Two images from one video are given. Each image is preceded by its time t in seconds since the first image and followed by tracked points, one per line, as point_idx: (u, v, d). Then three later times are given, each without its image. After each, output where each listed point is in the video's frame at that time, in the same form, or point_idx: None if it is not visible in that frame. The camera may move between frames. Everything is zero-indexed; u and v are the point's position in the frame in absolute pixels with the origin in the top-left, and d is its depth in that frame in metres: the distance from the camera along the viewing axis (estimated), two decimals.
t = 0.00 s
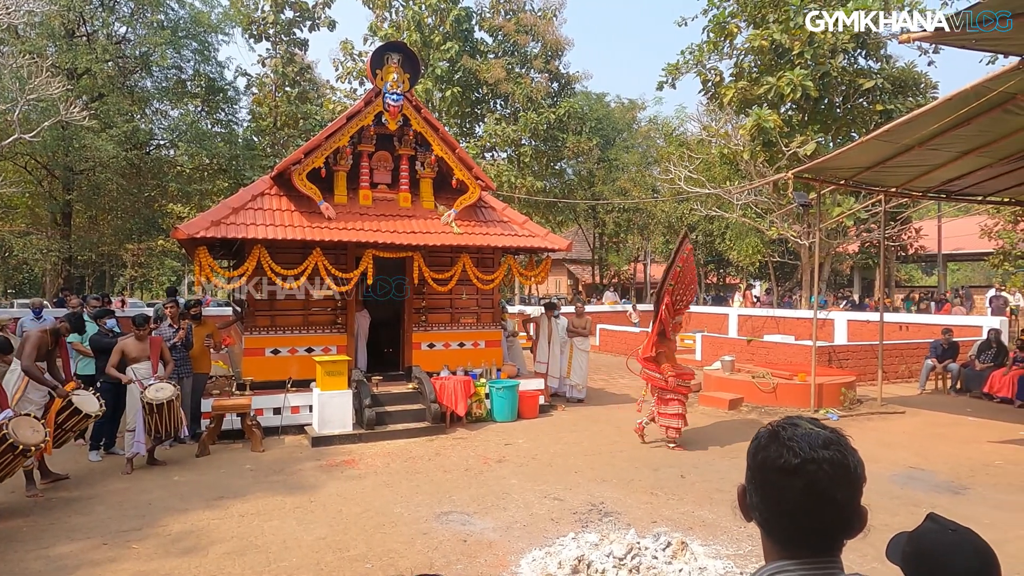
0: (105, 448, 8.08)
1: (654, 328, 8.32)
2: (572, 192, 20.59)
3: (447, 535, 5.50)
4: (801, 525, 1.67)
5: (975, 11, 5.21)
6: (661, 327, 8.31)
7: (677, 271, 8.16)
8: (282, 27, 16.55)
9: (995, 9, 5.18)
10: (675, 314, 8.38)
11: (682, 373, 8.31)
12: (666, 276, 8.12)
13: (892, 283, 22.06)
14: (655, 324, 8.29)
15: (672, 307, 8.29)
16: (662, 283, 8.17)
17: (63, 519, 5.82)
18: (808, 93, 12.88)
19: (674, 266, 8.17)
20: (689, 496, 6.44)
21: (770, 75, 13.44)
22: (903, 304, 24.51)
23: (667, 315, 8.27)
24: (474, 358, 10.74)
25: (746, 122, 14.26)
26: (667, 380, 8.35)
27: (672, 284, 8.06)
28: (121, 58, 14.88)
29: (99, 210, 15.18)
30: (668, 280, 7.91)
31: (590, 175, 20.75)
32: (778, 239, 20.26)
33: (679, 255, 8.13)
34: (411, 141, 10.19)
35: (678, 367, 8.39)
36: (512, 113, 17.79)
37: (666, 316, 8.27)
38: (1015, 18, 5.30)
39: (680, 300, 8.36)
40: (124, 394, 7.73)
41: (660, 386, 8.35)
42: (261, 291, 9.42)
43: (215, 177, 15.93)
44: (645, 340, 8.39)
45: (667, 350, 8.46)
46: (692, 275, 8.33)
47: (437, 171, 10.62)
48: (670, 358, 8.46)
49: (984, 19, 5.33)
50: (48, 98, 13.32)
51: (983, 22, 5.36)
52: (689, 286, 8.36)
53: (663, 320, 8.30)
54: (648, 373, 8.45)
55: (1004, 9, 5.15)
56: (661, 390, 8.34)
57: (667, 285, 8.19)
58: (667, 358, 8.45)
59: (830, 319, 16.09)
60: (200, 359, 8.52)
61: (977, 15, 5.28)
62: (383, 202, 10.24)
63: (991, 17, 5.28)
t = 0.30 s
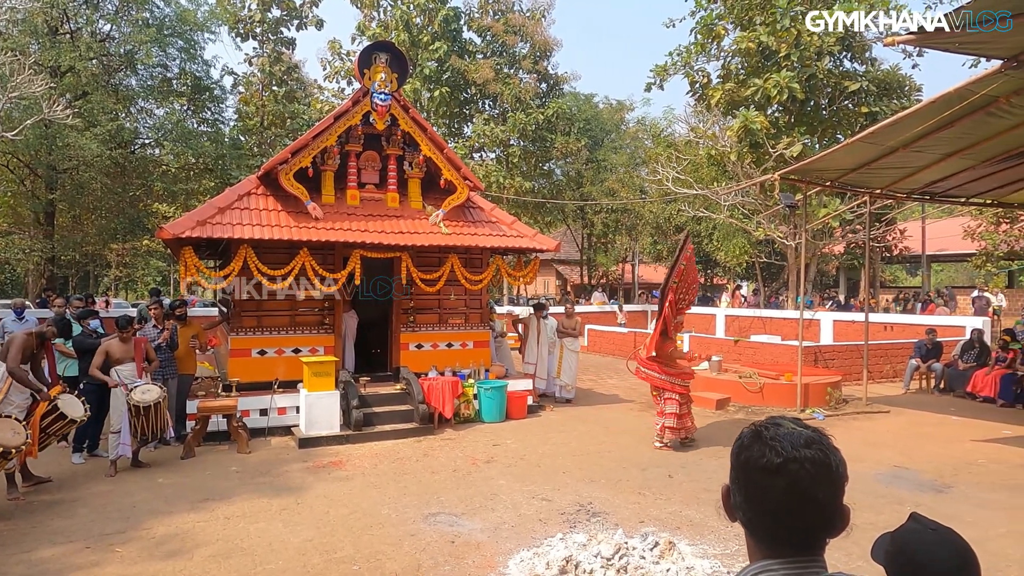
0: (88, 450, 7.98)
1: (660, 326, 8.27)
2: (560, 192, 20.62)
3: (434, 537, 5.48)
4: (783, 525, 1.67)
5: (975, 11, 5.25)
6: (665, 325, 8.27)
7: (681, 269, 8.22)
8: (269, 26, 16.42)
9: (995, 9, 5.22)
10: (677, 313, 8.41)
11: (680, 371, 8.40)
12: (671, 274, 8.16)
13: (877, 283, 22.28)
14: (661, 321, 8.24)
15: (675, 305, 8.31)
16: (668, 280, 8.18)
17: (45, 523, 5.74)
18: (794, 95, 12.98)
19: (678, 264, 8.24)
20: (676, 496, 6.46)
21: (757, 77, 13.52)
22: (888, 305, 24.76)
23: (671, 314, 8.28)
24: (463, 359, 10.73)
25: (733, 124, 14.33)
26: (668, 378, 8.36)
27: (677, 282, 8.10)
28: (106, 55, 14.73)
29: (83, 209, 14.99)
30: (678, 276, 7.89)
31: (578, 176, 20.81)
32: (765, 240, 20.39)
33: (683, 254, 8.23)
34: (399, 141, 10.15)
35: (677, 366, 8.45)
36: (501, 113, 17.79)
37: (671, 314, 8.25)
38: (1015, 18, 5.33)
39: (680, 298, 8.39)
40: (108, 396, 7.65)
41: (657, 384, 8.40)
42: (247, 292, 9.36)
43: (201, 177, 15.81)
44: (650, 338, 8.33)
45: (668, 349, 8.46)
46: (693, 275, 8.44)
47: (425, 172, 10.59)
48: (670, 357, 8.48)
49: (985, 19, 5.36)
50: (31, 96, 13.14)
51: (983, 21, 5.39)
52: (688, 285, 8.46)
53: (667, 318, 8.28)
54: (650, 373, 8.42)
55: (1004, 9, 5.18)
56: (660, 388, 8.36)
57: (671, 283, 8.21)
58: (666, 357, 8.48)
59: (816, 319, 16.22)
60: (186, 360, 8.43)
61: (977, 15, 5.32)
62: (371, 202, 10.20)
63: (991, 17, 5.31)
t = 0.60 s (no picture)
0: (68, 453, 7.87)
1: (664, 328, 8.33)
2: (546, 193, 20.63)
3: (419, 538, 5.46)
4: (765, 523, 1.69)
5: (974, 12, 5.25)
6: (670, 328, 8.33)
7: (683, 273, 8.40)
8: (253, 25, 16.26)
9: (995, 10, 5.24)
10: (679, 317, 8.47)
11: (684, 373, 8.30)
12: (674, 279, 8.27)
13: (859, 284, 22.53)
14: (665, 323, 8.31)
15: (678, 309, 8.38)
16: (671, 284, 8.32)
17: (23, 528, 5.65)
18: (778, 97, 13.10)
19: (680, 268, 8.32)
20: (661, 496, 6.49)
21: (741, 79, 13.62)
22: (869, 305, 25.06)
23: (676, 317, 8.36)
24: (448, 360, 10.71)
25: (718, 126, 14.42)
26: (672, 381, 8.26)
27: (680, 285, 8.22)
28: (86, 53, 14.58)
29: (63, 209, 14.75)
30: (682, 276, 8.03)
31: (564, 177, 20.87)
32: (749, 241, 20.56)
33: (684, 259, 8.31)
34: (384, 141, 10.11)
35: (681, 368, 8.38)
36: (487, 114, 17.79)
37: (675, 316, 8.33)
38: (1015, 18, 5.35)
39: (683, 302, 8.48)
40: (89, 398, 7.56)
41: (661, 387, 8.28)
42: (231, 292, 9.28)
43: (184, 177, 15.66)
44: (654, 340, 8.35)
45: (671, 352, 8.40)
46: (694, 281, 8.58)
47: (411, 172, 10.55)
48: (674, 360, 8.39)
49: (986, 19, 5.38)
50: (9, 93, 12.89)
51: (983, 21, 5.41)
52: (690, 292, 8.58)
53: (671, 322, 8.37)
54: (655, 377, 8.26)
55: (1004, 10, 5.20)
56: (665, 392, 8.25)
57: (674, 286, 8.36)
58: (670, 361, 8.35)
59: (799, 320, 16.37)
60: (168, 361, 8.34)
61: (978, 15, 5.32)
62: (356, 203, 10.15)
63: (992, 17, 5.33)
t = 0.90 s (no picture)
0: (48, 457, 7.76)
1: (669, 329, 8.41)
2: (533, 195, 20.64)
3: (406, 540, 5.45)
4: (742, 521, 1.70)
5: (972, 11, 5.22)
6: (675, 330, 8.43)
7: (687, 275, 8.59)
8: (238, 24, 16.09)
9: (994, 10, 5.15)
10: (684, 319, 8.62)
11: (686, 374, 8.43)
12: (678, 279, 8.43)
13: (842, 285, 22.77)
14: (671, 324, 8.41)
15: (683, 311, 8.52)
16: (676, 285, 8.49)
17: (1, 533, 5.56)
18: (762, 100, 13.21)
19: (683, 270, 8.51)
20: (647, 496, 6.52)
21: (726, 82, 13.70)
22: (852, 306, 25.33)
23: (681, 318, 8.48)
24: (435, 361, 10.69)
25: (703, 128, 14.50)
26: (674, 381, 8.46)
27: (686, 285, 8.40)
28: (67, 51, 14.37)
29: (44, 209, 14.51)
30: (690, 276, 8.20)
31: (551, 179, 20.91)
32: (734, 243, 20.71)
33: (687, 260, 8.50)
34: (370, 141, 10.06)
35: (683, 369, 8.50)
36: (473, 115, 17.79)
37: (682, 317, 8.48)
38: (1016, 19, 5.24)
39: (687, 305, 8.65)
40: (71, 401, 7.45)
41: (662, 387, 8.52)
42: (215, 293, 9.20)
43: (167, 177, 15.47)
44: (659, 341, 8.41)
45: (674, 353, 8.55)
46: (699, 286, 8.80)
47: (397, 173, 10.51)
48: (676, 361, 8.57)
49: (984, 20, 5.31)
50: None
51: (982, 21, 5.35)
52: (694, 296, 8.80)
53: (677, 323, 8.49)
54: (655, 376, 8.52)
55: (1003, 10, 5.11)
56: (668, 391, 8.43)
57: (679, 289, 8.54)
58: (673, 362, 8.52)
59: (784, 321, 16.51)
60: (151, 363, 8.25)
61: (978, 15, 5.28)
62: (342, 203, 10.10)
63: (991, 17, 5.24)
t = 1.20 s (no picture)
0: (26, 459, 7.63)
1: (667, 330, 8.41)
2: (519, 195, 20.63)
3: (390, 542, 5.42)
4: (723, 516, 1.71)
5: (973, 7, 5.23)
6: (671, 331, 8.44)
7: (688, 277, 8.63)
8: (221, 22, 15.89)
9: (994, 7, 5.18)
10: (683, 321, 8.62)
11: (681, 376, 8.50)
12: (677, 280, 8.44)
13: (824, 286, 23.00)
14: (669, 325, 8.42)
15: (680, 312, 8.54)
16: (675, 287, 8.50)
17: None
18: (746, 101, 13.32)
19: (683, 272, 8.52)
20: (632, 496, 6.54)
21: (711, 84, 13.79)
22: (833, 306, 25.60)
23: (679, 320, 8.49)
24: (420, 361, 10.65)
25: (688, 129, 14.59)
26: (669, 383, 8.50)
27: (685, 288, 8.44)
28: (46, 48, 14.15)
29: (22, 208, 14.25)
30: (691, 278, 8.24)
31: (536, 179, 20.94)
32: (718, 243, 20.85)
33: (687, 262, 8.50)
34: (355, 141, 10.01)
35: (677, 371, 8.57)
36: (459, 115, 17.76)
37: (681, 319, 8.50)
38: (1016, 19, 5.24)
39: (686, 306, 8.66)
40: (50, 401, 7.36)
41: (655, 388, 8.56)
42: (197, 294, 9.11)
43: (149, 176, 15.26)
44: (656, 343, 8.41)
45: (669, 354, 8.59)
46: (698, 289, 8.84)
47: (382, 172, 10.46)
48: (671, 362, 8.61)
49: (984, 19, 5.30)
50: None
51: (981, 21, 5.33)
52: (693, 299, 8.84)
53: (674, 324, 8.51)
54: (648, 377, 8.58)
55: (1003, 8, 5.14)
56: (662, 393, 8.50)
57: (679, 290, 8.59)
58: (668, 363, 8.57)
59: (767, 321, 16.64)
60: (132, 364, 8.15)
61: (978, 14, 5.29)
62: (326, 203, 10.04)
63: (990, 16, 5.25)
